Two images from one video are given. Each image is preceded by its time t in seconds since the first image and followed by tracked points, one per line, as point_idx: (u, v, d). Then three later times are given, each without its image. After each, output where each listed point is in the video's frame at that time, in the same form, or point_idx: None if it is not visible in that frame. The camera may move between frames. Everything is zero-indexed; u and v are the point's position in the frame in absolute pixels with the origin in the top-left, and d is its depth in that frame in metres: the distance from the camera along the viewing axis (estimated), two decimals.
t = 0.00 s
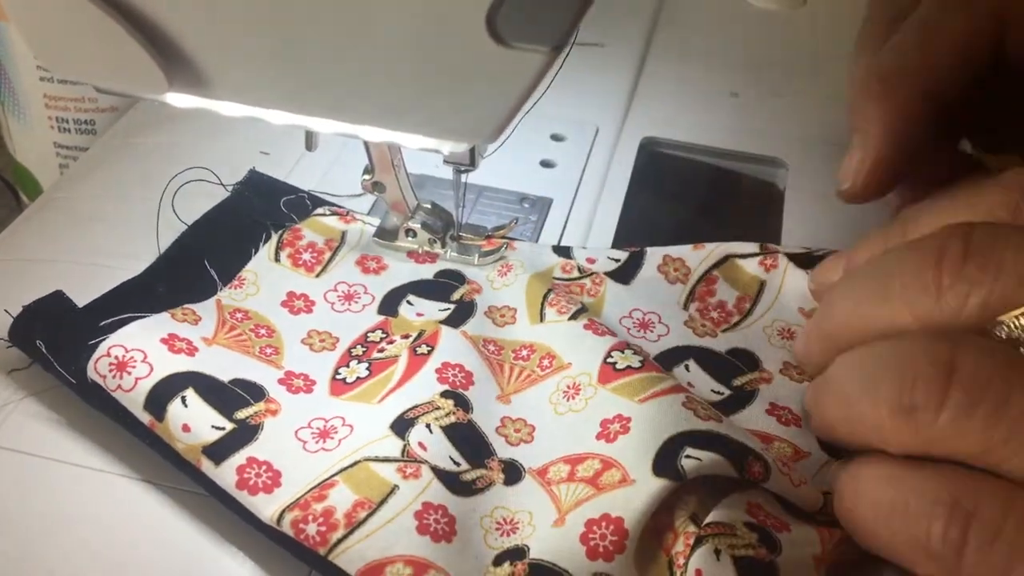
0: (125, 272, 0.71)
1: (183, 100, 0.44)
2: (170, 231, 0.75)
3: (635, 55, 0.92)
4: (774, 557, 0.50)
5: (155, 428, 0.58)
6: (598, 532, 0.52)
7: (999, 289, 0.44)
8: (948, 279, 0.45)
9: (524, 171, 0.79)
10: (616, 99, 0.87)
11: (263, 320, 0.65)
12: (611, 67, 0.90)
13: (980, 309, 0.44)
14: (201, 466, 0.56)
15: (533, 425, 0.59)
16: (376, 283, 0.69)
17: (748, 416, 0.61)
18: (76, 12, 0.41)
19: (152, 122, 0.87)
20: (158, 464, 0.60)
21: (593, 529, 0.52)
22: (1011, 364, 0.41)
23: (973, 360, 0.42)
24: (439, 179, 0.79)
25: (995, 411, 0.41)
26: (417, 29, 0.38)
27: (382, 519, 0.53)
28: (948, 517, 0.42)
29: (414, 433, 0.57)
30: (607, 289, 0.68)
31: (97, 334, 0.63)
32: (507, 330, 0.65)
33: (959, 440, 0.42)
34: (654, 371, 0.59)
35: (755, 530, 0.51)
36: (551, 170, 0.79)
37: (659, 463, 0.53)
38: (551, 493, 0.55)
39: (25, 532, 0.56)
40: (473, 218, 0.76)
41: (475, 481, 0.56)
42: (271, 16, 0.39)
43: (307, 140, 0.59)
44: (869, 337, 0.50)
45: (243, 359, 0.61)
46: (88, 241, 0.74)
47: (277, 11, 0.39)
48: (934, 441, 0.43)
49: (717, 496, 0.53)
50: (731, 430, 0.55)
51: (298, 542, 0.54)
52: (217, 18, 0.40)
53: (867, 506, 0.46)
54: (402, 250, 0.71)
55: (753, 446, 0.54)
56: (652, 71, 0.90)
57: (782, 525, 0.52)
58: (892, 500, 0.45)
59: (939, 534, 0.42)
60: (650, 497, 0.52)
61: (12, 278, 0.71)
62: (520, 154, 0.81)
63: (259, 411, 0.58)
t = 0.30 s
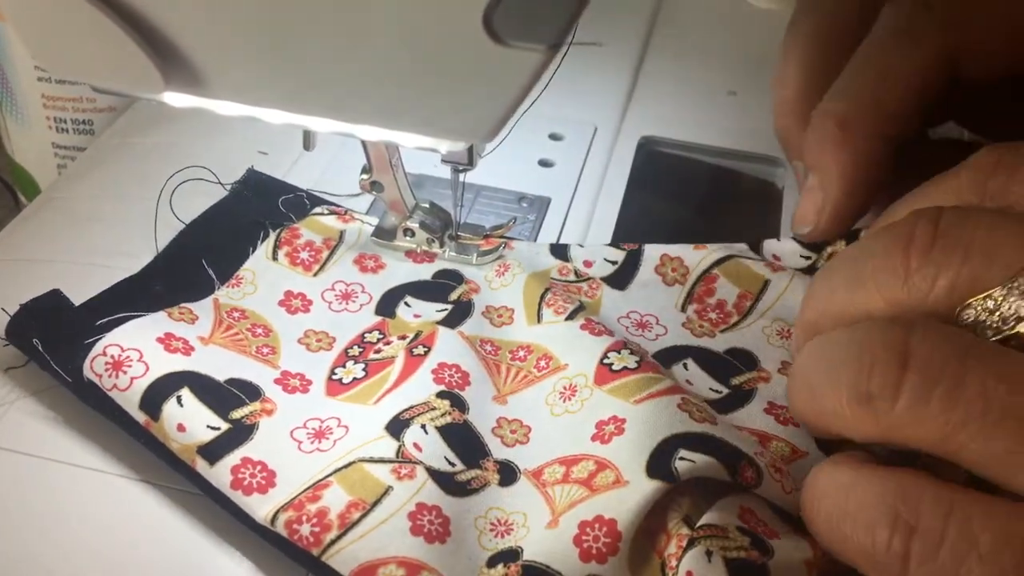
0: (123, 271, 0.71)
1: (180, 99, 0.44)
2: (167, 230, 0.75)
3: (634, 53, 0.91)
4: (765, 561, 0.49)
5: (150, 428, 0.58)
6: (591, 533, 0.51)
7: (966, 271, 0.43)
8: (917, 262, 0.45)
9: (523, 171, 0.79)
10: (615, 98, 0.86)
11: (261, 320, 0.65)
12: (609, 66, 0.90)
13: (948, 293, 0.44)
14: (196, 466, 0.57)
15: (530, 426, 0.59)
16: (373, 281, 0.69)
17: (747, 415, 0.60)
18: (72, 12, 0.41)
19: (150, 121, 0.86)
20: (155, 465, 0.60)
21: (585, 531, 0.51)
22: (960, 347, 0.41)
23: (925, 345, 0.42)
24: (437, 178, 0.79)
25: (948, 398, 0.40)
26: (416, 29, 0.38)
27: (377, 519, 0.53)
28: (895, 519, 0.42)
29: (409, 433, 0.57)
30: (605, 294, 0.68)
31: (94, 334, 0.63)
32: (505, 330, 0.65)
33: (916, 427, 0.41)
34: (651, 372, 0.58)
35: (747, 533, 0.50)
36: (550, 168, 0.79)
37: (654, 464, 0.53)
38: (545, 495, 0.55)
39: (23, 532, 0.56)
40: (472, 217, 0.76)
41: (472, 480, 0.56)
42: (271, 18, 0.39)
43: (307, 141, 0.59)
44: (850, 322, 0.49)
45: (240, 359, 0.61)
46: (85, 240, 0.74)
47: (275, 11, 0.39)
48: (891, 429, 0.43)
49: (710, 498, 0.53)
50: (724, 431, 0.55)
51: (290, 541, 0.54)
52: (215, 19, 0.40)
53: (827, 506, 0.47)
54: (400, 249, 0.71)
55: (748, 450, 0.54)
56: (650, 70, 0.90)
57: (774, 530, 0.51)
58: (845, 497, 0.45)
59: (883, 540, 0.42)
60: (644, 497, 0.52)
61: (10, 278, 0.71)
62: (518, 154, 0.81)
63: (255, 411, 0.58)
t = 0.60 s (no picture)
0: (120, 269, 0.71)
1: (177, 97, 0.43)
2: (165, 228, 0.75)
3: (633, 52, 0.91)
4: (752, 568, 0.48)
5: (142, 423, 0.58)
6: (577, 535, 0.51)
7: (913, 307, 0.40)
8: (868, 294, 0.41)
9: (521, 169, 0.79)
10: (614, 97, 0.86)
11: (257, 317, 0.65)
12: (608, 65, 0.90)
13: (894, 327, 0.40)
14: (187, 462, 0.57)
15: (522, 426, 0.58)
16: (370, 278, 0.69)
17: (742, 414, 0.60)
18: (66, 12, 0.40)
19: (149, 120, 0.86)
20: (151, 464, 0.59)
21: (572, 532, 0.51)
22: (900, 390, 0.38)
23: (862, 389, 0.38)
24: (435, 177, 0.78)
25: (881, 444, 0.37)
26: (415, 29, 0.37)
27: (365, 518, 0.53)
28: (839, 558, 0.40)
29: (401, 432, 0.57)
30: (603, 292, 0.68)
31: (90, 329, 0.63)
32: (501, 330, 0.65)
33: (851, 468, 0.39)
34: (644, 373, 0.58)
35: (735, 539, 0.49)
36: (548, 168, 0.79)
37: (642, 466, 0.53)
38: (535, 495, 0.54)
39: (20, 531, 0.56)
40: (470, 216, 0.76)
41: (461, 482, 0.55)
42: (270, 19, 0.38)
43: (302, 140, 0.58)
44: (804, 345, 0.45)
45: (235, 356, 0.61)
46: (83, 239, 0.74)
47: (274, 12, 0.38)
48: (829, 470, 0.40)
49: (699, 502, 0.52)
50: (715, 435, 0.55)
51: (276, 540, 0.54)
52: (213, 19, 0.39)
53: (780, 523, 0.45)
54: (398, 249, 0.71)
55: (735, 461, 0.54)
56: (649, 69, 0.90)
57: (763, 539, 0.49)
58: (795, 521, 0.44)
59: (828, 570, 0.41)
60: (632, 497, 0.51)
61: (7, 278, 0.71)
62: (516, 152, 0.81)
63: (249, 408, 0.59)
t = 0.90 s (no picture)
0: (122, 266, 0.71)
1: (176, 97, 0.42)
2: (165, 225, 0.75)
3: (635, 51, 0.91)
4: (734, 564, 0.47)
5: (139, 418, 0.59)
6: (565, 534, 0.50)
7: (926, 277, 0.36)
8: (879, 264, 0.38)
9: (522, 169, 0.79)
10: (615, 95, 0.86)
11: (258, 313, 0.65)
12: (609, 64, 0.90)
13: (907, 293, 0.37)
14: (182, 458, 0.57)
15: (517, 425, 0.58)
16: (371, 274, 0.69)
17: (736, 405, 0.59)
18: (64, 13, 0.39)
19: (150, 119, 0.86)
20: (155, 465, 0.59)
21: (560, 531, 0.50)
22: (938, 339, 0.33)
23: (906, 322, 0.34)
24: (435, 176, 0.78)
25: (914, 389, 0.33)
26: (414, 28, 0.36)
27: (357, 517, 0.53)
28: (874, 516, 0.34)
29: (395, 432, 0.57)
30: (605, 276, 0.68)
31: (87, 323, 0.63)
32: (500, 330, 0.65)
33: (873, 416, 0.34)
34: (633, 359, 0.56)
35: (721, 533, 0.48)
36: (549, 167, 0.79)
37: (626, 459, 0.51)
38: (527, 495, 0.54)
39: (20, 532, 0.55)
40: (471, 216, 0.76)
41: (455, 478, 0.55)
42: (271, 18, 0.37)
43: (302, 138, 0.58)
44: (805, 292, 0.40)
45: (234, 353, 0.62)
46: (83, 238, 0.74)
47: (275, 11, 0.36)
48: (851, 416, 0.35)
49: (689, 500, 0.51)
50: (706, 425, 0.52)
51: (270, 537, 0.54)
52: (213, 19, 0.38)
53: (805, 503, 0.36)
54: (399, 248, 0.71)
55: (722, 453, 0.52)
56: (651, 69, 0.90)
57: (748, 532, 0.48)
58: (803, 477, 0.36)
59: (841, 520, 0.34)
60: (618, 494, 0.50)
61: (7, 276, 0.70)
62: (518, 152, 0.80)
63: (245, 404, 0.59)
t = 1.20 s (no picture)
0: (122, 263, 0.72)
1: (178, 96, 0.42)
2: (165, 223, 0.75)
3: (636, 53, 0.91)
4: None
5: (112, 388, 0.60)
6: (525, 526, 0.51)
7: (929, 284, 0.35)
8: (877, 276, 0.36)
9: (523, 170, 0.79)
10: (616, 97, 0.86)
11: (253, 289, 0.66)
12: (610, 65, 0.90)
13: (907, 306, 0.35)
14: (148, 429, 0.58)
15: (489, 405, 0.58)
16: (372, 258, 0.69)
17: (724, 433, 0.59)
18: (66, 12, 0.40)
19: (152, 119, 0.86)
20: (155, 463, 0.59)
21: (520, 522, 0.51)
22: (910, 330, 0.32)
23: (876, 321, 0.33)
24: (436, 176, 0.79)
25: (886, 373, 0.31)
26: (414, 29, 0.36)
27: (302, 492, 0.54)
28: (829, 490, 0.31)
29: (357, 412, 0.58)
30: (606, 288, 0.68)
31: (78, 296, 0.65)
32: (488, 314, 0.65)
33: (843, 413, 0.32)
34: (623, 390, 0.57)
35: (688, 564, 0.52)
36: (550, 168, 0.79)
37: (605, 473, 0.52)
38: (487, 477, 0.54)
39: (19, 530, 0.55)
40: (472, 216, 0.76)
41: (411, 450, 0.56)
42: (272, 18, 0.37)
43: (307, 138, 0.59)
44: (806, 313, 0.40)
45: (219, 330, 0.63)
46: (83, 236, 0.74)
47: (276, 11, 0.36)
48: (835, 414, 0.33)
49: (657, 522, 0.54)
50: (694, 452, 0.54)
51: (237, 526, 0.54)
52: (214, 20, 0.38)
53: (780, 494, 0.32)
54: (399, 248, 0.71)
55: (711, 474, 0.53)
56: (651, 70, 0.90)
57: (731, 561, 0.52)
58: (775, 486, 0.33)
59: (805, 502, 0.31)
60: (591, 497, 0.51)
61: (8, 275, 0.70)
62: (519, 153, 0.80)
63: (224, 378, 0.60)
